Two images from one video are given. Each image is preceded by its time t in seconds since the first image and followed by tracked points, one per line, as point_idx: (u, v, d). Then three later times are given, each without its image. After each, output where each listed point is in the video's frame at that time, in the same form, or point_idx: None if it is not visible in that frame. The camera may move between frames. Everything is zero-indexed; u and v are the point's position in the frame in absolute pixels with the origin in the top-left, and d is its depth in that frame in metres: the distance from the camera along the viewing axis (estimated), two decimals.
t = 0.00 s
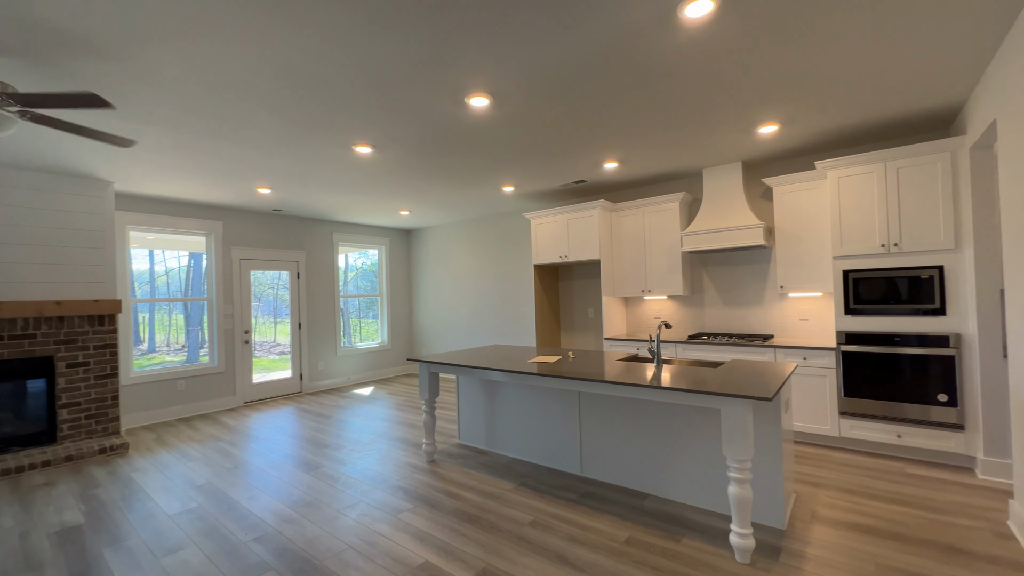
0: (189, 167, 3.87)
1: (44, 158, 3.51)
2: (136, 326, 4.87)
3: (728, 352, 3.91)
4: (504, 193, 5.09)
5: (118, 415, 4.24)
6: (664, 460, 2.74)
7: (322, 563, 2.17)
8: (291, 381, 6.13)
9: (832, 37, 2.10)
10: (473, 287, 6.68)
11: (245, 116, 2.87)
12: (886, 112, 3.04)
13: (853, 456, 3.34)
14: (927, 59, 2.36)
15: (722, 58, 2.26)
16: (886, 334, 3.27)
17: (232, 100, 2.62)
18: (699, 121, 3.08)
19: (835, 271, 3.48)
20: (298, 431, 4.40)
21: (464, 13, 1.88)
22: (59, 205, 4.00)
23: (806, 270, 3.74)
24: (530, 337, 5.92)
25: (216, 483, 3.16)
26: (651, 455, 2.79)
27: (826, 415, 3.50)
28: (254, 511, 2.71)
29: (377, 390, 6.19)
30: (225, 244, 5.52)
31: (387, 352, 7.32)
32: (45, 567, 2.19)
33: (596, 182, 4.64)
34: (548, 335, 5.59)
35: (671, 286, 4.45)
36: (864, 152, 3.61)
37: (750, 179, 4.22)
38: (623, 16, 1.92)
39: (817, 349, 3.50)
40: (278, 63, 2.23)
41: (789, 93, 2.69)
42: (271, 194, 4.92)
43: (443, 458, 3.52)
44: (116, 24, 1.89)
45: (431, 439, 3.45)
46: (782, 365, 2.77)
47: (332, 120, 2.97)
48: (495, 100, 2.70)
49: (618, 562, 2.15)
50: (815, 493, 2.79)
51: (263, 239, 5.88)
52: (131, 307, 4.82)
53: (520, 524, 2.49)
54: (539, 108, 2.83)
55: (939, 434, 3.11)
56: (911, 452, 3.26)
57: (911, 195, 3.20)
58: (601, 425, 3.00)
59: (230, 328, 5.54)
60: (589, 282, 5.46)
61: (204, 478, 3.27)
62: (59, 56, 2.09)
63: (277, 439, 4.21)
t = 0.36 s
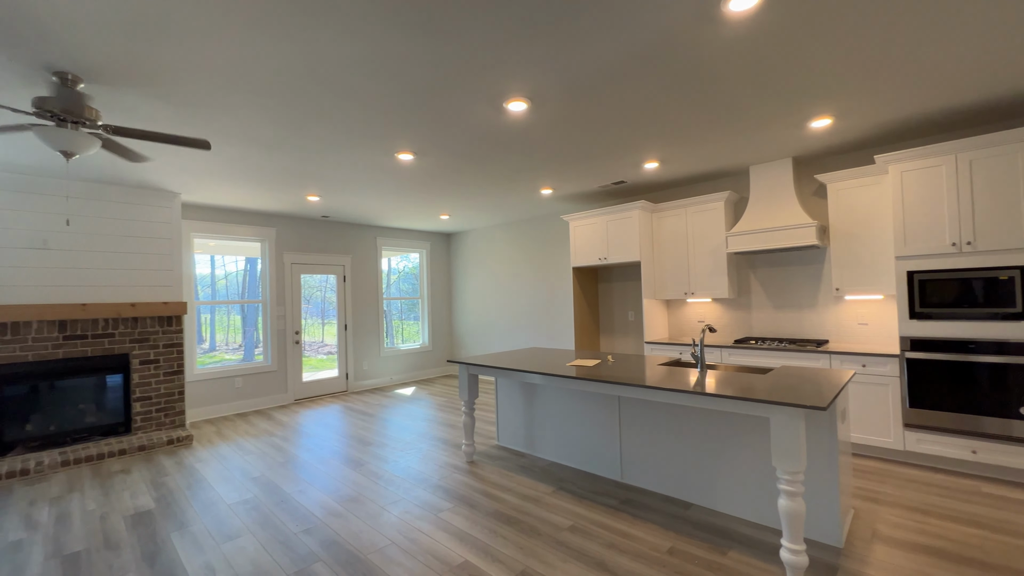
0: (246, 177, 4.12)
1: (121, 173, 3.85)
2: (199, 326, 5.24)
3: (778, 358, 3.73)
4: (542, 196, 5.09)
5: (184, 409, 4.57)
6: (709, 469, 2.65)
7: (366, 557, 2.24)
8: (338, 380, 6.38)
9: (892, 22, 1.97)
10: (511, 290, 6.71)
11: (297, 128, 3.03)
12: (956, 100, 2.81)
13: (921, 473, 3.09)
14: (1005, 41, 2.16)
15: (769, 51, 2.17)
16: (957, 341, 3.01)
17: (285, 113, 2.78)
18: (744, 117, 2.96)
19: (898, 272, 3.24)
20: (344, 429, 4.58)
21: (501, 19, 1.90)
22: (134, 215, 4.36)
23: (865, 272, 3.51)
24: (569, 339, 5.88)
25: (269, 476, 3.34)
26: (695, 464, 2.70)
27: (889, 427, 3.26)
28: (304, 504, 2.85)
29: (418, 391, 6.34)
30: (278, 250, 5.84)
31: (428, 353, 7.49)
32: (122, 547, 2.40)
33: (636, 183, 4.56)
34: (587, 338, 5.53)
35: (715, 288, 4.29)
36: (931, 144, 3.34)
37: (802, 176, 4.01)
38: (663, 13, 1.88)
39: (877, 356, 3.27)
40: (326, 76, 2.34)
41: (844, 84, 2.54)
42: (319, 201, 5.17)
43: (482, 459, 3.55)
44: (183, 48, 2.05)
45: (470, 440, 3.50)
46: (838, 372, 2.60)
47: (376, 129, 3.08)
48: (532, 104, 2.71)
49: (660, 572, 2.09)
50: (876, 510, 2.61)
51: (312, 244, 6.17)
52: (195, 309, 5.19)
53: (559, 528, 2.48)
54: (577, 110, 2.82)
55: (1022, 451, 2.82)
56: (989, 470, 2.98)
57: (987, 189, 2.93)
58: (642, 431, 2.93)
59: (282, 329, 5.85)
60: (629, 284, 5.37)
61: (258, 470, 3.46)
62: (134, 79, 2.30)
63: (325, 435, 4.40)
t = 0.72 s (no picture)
0: (298, 184, 4.35)
1: (188, 182, 4.16)
2: (256, 325, 5.57)
3: (836, 362, 3.51)
4: (582, 196, 5.04)
5: (243, 402, 4.88)
6: (759, 477, 2.53)
7: (410, 550, 2.31)
8: (382, 378, 6.60)
9: None
10: (551, 290, 6.70)
11: (345, 135, 3.16)
12: None
13: (1002, 490, 2.82)
14: None
15: (824, 36, 2.05)
16: None
17: (334, 122, 2.91)
18: (797, 108, 2.81)
19: (975, 270, 2.97)
20: (389, 425, 4.73)
21: (541, 19, 1.91)
22: (199, 222, 4.71)
23: (936, 270, 3.24)
24: (610, 341, 5.79)
25: (320, 468, 3.51)
26: (744, 471, 2.59)
27: (965, 439, 2.99)
28: (352, 496, 2.97)
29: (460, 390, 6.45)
30: (327, 253, 6.11)
31: (469, 353, 7.59)
32: (190, 528, 2.59)
33: (680, 180, 4.43)
34: (628, 339, 5.43)
35: (766, 288, 4.10)
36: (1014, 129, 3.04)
37: (862, 168, 3.76)
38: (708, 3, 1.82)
39: (951, 361, 3.01)
40: (372, 83, 2.43)
41: (911, 68, 2.35)
42: (365, 206, 5.37)
43: (522, 459, 3.56)
44: (243, 63, 2.19)
45: (511, 440, 3.52)
46: (905, 378, 2.42)
47: (419, 134, 3.17)
48: (572, 103, 2.70)
49: None
50: (950, 529, 2.40)
51: (359, 247, 6.42)
52: (252, 309, 5.52)
53: (600, 532, 2.45)
54: (618, 108, 2.77)
55: None
56: None
57: None
58: (687, 435, 2.85)
59: (331, 328, 6.11)
60: (672, 285, 5.22)
61: (310, 463, 3.64)
62: (200, 95, 2.48)
63: (371, 431, 4.56)
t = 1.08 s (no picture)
0: (340, 187, 4.50)
1: (239, 187, 4.38)
2: (301, 324, 5.80)
3: (896, 366, 3.28)
4: (619, 193, 4.95)
5: (289, 397, 5.10)
6: (811, 486, 2.39)
7: (448, 546, 2.33)
8: (420, 376, 6.73)
9: None
10: (587, 290, 6.62)
11: (383, 137, 3.23)
12: None
13: None
14: None
15: (885, 15, 1.91)
16: None
17: (373, 125, 2.99)
18: (853, 94, 2.64)
19: None
20: (428, 423, 4.81)
21: (579, 13, 1.88)
22: (249, 226, 4.95)
23: (1013, 266, 2.96)
24: (648, 341, 5.65)
25: (361, 463, 3.61)
26: (794, 479, 2.46)
27: None
28: (391, 491, 3.03)
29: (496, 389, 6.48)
30: (367, 254, 6.29)
31: (504, 352, 7.62)
32: (242, 515, 2.73)
33: (722, 175, 4.26)
34: (667, 340, 5.29)
35: (817, 287, 3.88)
36: None
37: (926, 157, 3.49)
38: None
39: None
40: (409, 86, 2.47)
41: (985, 46, 2.16)
42: (403, 207, 5.48)
43: (558, 459, 3.53)
44: (288, 70, 2.28)
45: (547, 440, 3.50)
46: (977, 384, 2.22)
47: (455, 134, 3.20)
48: (610, 99, 2.65)
49: None
50: None
51: (397, 248, 6.57)
52: (297, 308, 5.76)
53: (640, 536, 2.39)
54: (657, 101, 2.70)
55: None
56: None
57: None
58: (732, 440, 2.73)
59: (371, 327, 6.29)
60: (714, 283, 5.03)
61: (352, 457, 3.75)
62: (251, 103, 2.61)
63: (409, 428, 4.66)
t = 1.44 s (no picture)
0: (376, 187, 4.58)
1: (280, 189, 4.54)
2: (340, 322, 5.96)
3: (964, 369, 3.01)
4: (656, 188, 4.80)
5: (328, 393, 5.24)
6: (870, 496, 2.22)
7: (482, 544, 2.31)
8: (454, 374, 6.78)
9: None
10: (622, 288, 6.47)
11: (416, 136, 3.26)
12: None
13: None
14: None
15: None
16: None
17: (407, 123, 3.01)
18: (917, 73, 2.43)
19: None
20: (462, 420, 4.83)
21: None
22: (290, 226, 5.13)
23: None
24: (687, 341, 5.47)
25: (396, 459, 3.66)
26: (850, 488, 2.30)
27: None
28: (426, 487, 3.05)
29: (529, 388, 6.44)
30: (402, 253, 6.39)
31: (537, 351, 7.57)
32: (284, 506, 2.81)
33: (767, 166, 4.05)
34: (707, 339, 5.09)
35: (873, 283, 3.63)
36: None
37: (999, 141, 3.19)
38: None
39: None
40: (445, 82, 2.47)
41: None
42: (437, 206, 5.53)
43: (594, 460, 3.46)
44: (325, 71, 2.31)
45: (582, 440, 3.43)
46: None
47: (488, 131, 3.18)
48: (648, 88, 2.56)
49: None
50: None
51: (431, 247, 6.64)
52: (336, 306, 5.92)
53: (681, 543, 2.29)
54: (698, 89, 2.58)
55: None
56: None
57: None
58: (780, 445, 2.58)
59: (406, 325, 6.39)
60: (758, 281, 4.80)
61: (388, 453, 3.81)
62: (290, 105, 2.67)
63: (443, 425, 4.69)
